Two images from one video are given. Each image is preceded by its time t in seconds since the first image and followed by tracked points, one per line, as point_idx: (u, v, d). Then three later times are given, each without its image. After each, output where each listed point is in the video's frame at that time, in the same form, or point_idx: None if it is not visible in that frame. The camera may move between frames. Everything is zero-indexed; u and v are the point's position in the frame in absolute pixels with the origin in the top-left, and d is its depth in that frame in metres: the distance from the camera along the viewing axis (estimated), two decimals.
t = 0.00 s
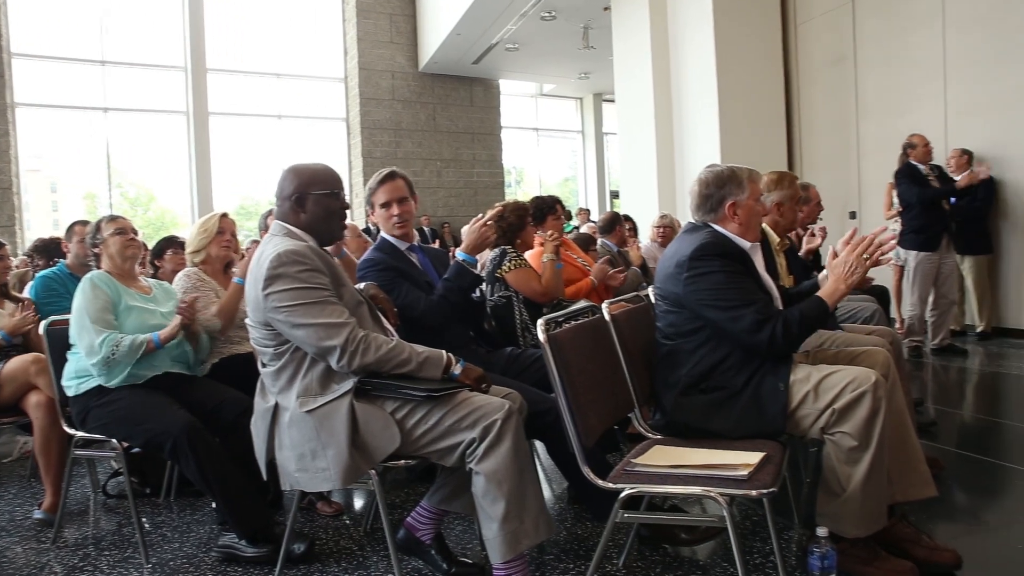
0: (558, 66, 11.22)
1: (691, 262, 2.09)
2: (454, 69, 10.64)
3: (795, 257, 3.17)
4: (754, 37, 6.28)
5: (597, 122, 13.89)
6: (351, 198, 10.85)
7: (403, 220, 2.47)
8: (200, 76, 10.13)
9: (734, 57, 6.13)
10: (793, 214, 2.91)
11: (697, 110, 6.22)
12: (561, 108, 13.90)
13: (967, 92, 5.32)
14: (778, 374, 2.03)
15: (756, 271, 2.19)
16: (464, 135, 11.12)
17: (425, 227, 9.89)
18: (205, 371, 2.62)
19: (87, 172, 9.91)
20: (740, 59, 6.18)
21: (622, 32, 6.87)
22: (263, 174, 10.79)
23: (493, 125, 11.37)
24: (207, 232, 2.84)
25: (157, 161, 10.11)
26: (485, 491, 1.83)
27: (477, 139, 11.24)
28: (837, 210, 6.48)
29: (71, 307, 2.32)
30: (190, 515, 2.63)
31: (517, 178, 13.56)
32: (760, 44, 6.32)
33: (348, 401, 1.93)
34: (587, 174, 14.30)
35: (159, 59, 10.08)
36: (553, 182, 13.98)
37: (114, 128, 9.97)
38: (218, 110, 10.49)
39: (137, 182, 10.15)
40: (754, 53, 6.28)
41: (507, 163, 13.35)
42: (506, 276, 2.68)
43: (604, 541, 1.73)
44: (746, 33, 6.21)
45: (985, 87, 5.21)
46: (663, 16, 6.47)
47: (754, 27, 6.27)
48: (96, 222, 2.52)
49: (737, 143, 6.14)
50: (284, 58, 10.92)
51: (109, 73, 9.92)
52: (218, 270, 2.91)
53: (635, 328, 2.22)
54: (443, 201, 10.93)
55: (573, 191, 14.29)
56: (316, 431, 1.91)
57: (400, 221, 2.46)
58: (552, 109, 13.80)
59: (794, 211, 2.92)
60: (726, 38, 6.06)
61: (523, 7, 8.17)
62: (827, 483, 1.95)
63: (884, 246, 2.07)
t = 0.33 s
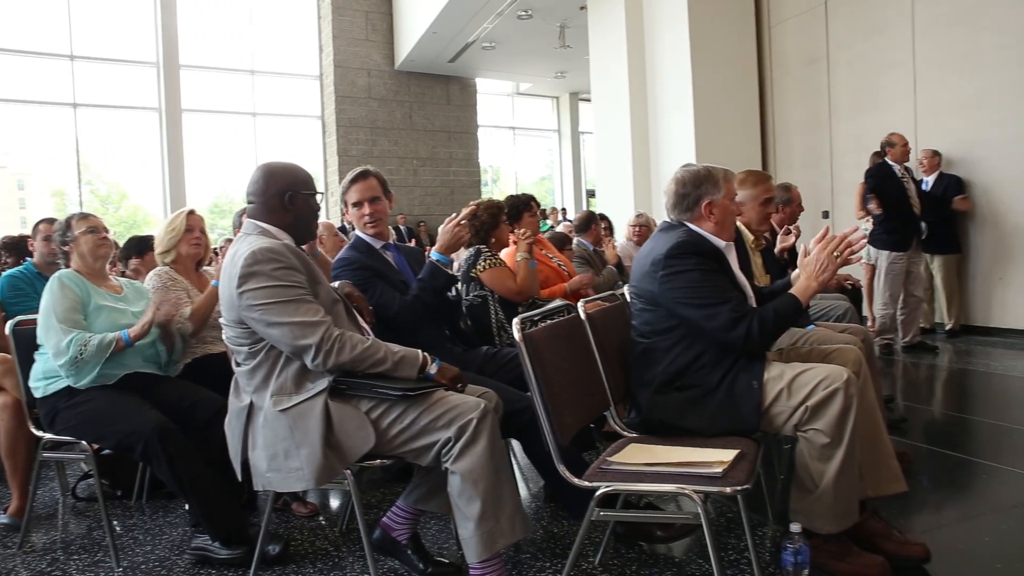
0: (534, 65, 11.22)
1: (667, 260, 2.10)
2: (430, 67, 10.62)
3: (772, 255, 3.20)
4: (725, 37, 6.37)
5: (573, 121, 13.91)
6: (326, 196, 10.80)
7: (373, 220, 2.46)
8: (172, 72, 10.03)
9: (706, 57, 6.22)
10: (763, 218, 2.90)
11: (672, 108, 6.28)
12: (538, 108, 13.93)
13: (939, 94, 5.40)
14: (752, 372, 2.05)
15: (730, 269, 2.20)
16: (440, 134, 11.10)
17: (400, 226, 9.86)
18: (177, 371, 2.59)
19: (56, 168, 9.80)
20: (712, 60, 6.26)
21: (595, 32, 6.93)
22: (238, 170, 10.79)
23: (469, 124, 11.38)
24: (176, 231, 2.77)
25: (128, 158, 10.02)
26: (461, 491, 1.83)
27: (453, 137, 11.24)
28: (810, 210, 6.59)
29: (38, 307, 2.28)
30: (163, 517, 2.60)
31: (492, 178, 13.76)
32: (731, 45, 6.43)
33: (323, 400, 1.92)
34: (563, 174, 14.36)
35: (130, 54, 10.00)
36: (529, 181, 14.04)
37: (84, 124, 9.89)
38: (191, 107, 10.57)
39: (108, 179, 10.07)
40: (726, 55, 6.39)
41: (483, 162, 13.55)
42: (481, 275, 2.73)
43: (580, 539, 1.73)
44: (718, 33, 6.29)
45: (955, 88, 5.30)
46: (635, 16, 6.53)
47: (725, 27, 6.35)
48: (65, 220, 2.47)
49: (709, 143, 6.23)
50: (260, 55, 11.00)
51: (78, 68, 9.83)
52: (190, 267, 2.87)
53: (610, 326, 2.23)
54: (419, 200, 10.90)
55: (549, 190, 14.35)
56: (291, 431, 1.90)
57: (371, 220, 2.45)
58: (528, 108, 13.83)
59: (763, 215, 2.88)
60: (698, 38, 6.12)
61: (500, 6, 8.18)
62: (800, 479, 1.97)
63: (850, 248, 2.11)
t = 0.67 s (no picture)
0: (508, 64, 11.24)
1: (639, 259, 2.11)
2: (403, 65, 10.58)
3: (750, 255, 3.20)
4: (693, 37, 6.46)
5: (546, 120, 13.94)
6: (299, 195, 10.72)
7: (343, 219, 2.45)
8: (141, 69, 9.93)
9: (674, 58, 6.30)
10: (729, 221, 2.83)
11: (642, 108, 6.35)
12: (511, 107, 13.95)
13: (907, 95, 5.49)
14: (723, 370, 2.06)
15: (702, 268, 2.21)
16: (413, 133, 11.07)
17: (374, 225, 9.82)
18: (145, 372, 2.55)
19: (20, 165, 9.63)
20: (681, 63, 6.36)
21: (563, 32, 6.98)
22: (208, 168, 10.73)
23: (443, 123, 11.36)
24: (140, 232, 2.70)
25: (95, 156, 9.89)
26: (433, 491, 1.82)
27: (426, 136, 11.21)
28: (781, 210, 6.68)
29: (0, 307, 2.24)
30: (131, 521, 2.56)
31: (466, 177, 13.78)
32: (700, 47, 6.54)
33: (295, 400, 1.90)
34: (537, 173, 14.40)
35: (96, 50, 9.87)
36: (503, 180, 14.07)
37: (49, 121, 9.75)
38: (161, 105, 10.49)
39: (74, 177, 9.94)
40: (696, 56, 6.49)
41: (457, 161, 13.54)
42: (453, 275, 2.73)
43: (553, 538, 1.73)
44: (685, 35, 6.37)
45: (923, 90, 5.39)
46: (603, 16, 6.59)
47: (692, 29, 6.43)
48: (30, 218, 2.42)
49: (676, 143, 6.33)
50: (232, 52, 10.93)
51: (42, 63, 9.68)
52: (159, 266, 2.81)
53: (582, 325, 2.24)
54: (393, 199, 10.85)
55: (523, 189, 14.38)
56: (261, 432, 1.88)
57: (342, 219, 2.44)
58: (502, 107, 13.85)
59: (728, 217, 2.82)
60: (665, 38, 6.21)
61: (472, 5, 8.20)
62: (770, 476, 1.99)
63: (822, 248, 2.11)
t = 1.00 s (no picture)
0: (482, 63, 11.24)
1: (613, 258, 2.11)
2: (375, 63, 10.53)
3: (727, 253, 3.21)
4: (662, 38, 6.51)
5: (519, 120, 13.96)
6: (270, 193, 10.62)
7: (316, 217, 2.44)
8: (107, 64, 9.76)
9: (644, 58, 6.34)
10: (703, 221, 2.85)
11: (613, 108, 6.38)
12: (485, 106, 13.96)
13: (874, 98, 5.59)
14: (694, 368, 2.07)
15: (675, 268, 2.23)
16: (386, 132, 11.03)
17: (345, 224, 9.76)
18: (111, 374, 2.51)
19: None
20: (650, 63, 6.42)
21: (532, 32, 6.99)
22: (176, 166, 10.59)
23: (416, 122, 11.34)
24: (117, 231, 2.66)
25: (59, 152, 9.71)
26: (405, 491, 1.81)
27: (399, 135, 11.17)
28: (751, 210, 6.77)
29: None
30: (96, 526, 2.52)
31: (438, 176, 13.75)
32: (670, 47, 6.59)
33: (264, 401, 1.88)
34: (510, 172, 14.43)
35: (59, 45, 9.67)
36: (475, 179, 14.08)
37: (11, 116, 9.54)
38: (128, 101, 10.34)
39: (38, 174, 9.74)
40: (666, 56, 6.55)
41: (429, 160, 13.51)
42: (427, 273, 2.72)
43: (525, 538, 1.73)
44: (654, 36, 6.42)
45: (890, 93, 5.48)
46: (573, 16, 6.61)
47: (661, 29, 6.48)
48: None
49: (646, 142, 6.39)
50: (203, 47, 10.82)
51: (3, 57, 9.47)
52: (129, 264, 2.77)
53: (554, 324, 2.24)
54: (365, 197, 10.79)
55: (496, 188, 14.41)
56: (230, 433, 1.86)
57: (314, 218, 2.43)
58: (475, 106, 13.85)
59: (701, 217, 2.84)
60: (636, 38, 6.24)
61: (445, 4, 8.20)
62: (740, 472, 2.00)
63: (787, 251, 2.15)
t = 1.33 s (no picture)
0: (448, 62, 11.22)
1: (581, 257, 2.12)
2: (341, 61, 10.45)
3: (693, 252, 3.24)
4: (625, 40, 6.57)
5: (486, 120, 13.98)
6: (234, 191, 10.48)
7: (279, 216, 2.42)
8: (63, 58, 9.54)
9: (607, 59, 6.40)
10: (666, 220, 2.88)
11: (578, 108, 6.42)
12: (451, 105, 13.95)
13: (835, 100, 5.70)
14: (660, 367, 2.09)
15: (642, 268, 2.24)
16: (351, 130, 10.95)
17: (311, 222, 9.67)
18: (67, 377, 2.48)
19: None
20: (612, 62, 6.47)
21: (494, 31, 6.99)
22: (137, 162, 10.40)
23: (382, 120, 11.29)
24: (85, 230, 2.61)
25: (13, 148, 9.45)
26: (370, 492, 1.79)
27: (365, 133, 11.11)
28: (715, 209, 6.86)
29: None
30: (50, 532, 2.45)
31: (405, 175, 13.67)
32: (631, 47, 6.65)
33: (226, 402, 1.85)
34: (476, 172, 14.44)
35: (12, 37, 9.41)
36: (442, 178, 14.06)
37: None
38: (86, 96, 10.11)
39: None
40: (627, 57, 6.61)
41: (396, 158, 13.44)
42: (393, 272, 2.71)
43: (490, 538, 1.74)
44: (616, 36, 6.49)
45: (850, 96, 5.60)
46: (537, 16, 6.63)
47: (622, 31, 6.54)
48: None
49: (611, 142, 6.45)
50: (164, 42, 10.65)
51: None
52: (88, 263, 2.70)
53: (520, 323, 2.24)
54: (331, 196, 10.70)
55: (462, 187, 14.40)
56: (191, 436, 1.83)
57: (276, 217, 2.41)
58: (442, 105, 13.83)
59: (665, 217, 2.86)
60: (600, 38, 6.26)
61: (410, 1, 8.16)
62: (704, 470, 2.02)
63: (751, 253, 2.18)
